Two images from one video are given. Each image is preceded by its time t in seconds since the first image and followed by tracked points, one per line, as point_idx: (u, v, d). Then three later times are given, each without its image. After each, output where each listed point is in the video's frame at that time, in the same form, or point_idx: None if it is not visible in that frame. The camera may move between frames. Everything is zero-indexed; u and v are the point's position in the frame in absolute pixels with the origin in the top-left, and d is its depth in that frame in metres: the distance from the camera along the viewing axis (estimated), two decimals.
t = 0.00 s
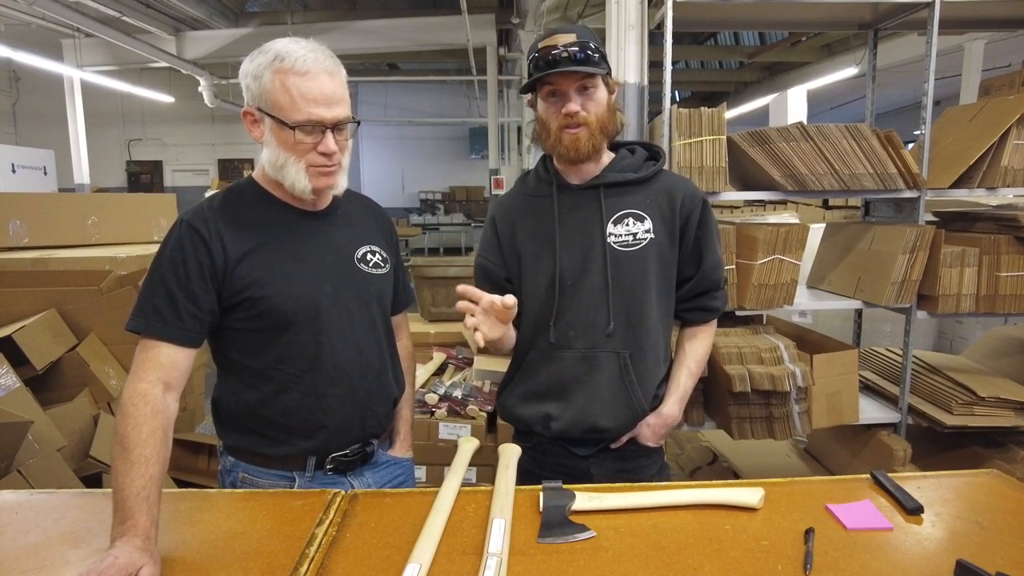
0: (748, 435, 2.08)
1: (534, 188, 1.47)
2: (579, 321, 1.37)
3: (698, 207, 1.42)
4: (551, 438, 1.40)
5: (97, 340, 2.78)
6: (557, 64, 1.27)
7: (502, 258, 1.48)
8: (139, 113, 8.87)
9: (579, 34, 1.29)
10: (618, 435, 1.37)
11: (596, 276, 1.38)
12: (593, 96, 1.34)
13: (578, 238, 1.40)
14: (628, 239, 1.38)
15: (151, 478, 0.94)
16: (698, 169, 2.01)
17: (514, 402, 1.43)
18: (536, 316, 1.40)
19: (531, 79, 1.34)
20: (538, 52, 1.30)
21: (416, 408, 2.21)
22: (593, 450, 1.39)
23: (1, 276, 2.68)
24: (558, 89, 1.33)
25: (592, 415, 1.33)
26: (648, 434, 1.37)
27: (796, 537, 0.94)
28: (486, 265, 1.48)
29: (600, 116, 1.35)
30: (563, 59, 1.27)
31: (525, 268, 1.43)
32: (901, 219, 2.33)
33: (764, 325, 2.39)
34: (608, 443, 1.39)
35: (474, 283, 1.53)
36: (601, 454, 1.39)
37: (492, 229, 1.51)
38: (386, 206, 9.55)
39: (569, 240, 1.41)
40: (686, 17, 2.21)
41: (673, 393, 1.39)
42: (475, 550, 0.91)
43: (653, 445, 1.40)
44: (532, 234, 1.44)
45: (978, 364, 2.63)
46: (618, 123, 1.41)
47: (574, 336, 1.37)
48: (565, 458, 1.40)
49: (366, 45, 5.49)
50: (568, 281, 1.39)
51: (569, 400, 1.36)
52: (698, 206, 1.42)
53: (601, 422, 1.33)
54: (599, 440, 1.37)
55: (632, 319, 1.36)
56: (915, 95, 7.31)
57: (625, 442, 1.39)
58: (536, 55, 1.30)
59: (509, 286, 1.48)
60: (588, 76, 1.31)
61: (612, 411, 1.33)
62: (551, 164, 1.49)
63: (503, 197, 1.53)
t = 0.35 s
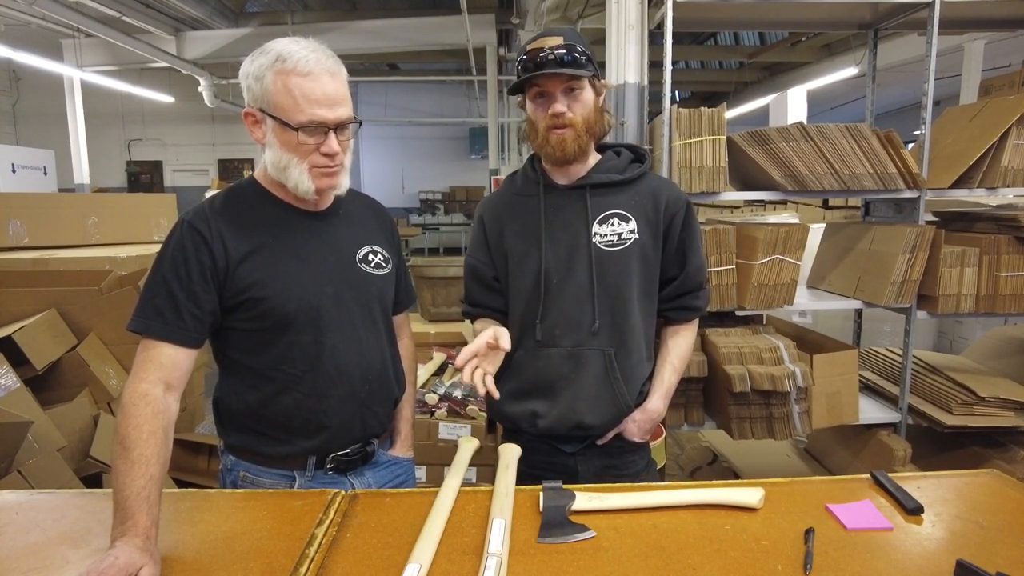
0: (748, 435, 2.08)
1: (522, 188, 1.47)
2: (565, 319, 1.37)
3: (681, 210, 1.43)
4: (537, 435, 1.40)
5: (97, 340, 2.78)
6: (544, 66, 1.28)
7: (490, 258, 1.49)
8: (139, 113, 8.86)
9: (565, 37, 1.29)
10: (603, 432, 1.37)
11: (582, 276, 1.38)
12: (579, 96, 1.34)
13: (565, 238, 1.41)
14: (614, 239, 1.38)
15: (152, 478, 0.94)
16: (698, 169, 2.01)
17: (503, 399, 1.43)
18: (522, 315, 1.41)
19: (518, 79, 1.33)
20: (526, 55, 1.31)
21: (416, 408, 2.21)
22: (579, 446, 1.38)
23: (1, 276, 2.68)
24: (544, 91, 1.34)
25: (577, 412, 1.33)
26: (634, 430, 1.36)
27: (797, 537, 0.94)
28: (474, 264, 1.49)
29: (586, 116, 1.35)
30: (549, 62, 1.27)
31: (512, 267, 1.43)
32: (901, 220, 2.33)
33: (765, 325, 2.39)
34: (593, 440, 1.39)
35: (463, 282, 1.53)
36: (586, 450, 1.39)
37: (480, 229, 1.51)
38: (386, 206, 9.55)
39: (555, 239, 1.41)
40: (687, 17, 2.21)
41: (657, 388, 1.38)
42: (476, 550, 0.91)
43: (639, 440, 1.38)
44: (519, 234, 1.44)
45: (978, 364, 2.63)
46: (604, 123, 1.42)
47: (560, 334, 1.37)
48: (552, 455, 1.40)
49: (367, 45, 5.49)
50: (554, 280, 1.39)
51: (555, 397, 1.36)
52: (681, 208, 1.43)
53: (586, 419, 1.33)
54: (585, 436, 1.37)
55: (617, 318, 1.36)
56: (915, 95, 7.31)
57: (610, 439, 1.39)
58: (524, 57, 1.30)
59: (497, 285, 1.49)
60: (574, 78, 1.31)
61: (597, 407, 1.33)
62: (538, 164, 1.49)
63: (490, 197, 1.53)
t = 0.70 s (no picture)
0: (748, 435, 2.08)
1: (518, 188, 1.48)
2: (564, 318, 1.37)
3: (675, 209, 1.44)
4: (537, 435, 1.39)
5: (97, 340, 2.78)
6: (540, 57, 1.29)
7: (489, 257, 1.46)
8: (139, 113, 8.86)
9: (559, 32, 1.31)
10: (603, 429, 1.37)
11: (580, 274, 1.38)
12: (576, 87, 1.35)
13: (563, 237, 1.41)
14: (611, 238, 1.38)
15: (152, 478, 0.94)
16: (698, 169, 2.01)
17: (503, 398, 1.43)
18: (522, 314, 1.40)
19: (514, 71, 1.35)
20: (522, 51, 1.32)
21: (416, 408, 2.21)
22: (579, 445, 1.38)
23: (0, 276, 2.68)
24: (542, 82, 1.34)
25: (578, 411, 1.33)
26: (631, 427, 1.37)
27: (796, 537, 0.94)
28: (473, 263, 1.46)
29: (584, 107, 1.36)
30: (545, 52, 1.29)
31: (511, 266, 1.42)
32: (901, 220, 2.34)
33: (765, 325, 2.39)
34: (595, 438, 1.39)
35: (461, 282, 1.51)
36: (585, 449, 1.39)
37: (478, 227, 1.49)
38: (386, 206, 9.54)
39: (554, 239, 1.41)
40: (686, 17, 2.21)
41: (652, 384, 1.38)
42: (476, 550, 0.91)
43: (636, 437, 1.39)
44: (518, 233, 1.43)
45: (978, 364, 2.63)
46: (598, 119, 1.43)
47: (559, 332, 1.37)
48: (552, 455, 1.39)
49: (367, 45, 5.49)
50: (553, 279, 1.39)
51: (555, 395, 1.35)
52: (675, 207, 1.44)
53: (587, 417, 1.33)
54: (584, 434, 1.37)
55: (616, 316, 1.36)
56: (915, 95, 7.31)
57: (610, 437, 1.39)
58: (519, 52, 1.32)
59: (498, 284, 1.46)
60: (570, 68, 1.33)
61: (597, 405, 1.33)
62: (534, 162, 1.49)
63: (487, 197, 1.52)
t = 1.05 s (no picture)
0: (748, 435, 2.08)
1: (516, 188, 1.47)
2: (562, 317, 1.37)
3: (670, 210, 1.44)
4: (535, 433, 1.39)
5: (96, 340, 2.78)
6: (549, 62, 1.28)
7: (487, 257, 1.47)
8: (139, 113, 8.86)
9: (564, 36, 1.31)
10: (602, 428, 1.36)
11: (578, 274, 1.38)
12: (581, 93, 1.35)
13: (560, 237, 1.41)
14: (608, 238, 1.38)
15: (152, 479, 0.94)
16: (699, 169, 2.01)
17: (502, 397, 1.43)
18: (519, 313, 1.40)
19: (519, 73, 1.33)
20: (527, 54, 1.30)
21: (416, 408, 2.21)
22: (578, 443, 1.38)
23: None
24: (548, 86, 1.33)
25: (578, 409, 1.32)
26: (629, 426, 1.37)
27: (796, 537, 0.94)
28: (472, 264, 1.47)
29: (588, 113, 1.37)
30: (555, 57, 1.28)
31: (509, 265, 1.42)
32: (901, 220, 2.34)
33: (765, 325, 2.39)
34: (596, 435, 1.38)
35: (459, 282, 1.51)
36: (584, 447, 1.38)
37: (476, 228, 1.49)
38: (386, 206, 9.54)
39: (552, 238, 1.41)
40: (687, 17, 2.21)
41: (649, 384, 1.38)
42: (476, 551, 0.91)
43: (634, 436, 1.39)
44: (516, 233, 1.43)
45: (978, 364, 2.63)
46: (598, 123, 1.43)
47: (557, 331, 1.36)
48: (551, 454, 1.40)
49: (367, 45, 5.49)
50: (550, 278, 1.39)
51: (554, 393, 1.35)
52: (671, 209, 1.44)
53: (585, 414, 1.32)
54: (583, 432, 1.37)
55: (613, 315, 1.36)
56: (915, 95, 7.30)
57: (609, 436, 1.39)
58: (524, 56, 1.31)
59: (495, 284, 1.47)
60: (578, 74, 1.33)
61: (595, 403, 1.33)
62: (530, 164, 1.49)
63: (485, 197, 1.52)
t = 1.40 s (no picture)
0: (748, 435, 2.08)
1: (512, 189, 1.48)
2: (557, 317, 1.37)
3: (666, 208, 1.43)
4: (532, 431, 1.40)
5: (96, 340, 2.78)
6: (570, 64, 1.28)
7: (484, 258, 1.47)
8: (139, 113, 8.86)
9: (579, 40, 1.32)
10: (597, 426, 1.36)
11: (572, 274, 1.38)
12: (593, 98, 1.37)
13: (555, 238, 1.41)
14: (603, 238, 1.38)
15: (152, 478, 0.94)
16: (698, 169, 2.01)
17: (498, 396, 1.43)
18: (516, 314, 1.40)
19: (536, 72, 1.32)
20: (546, 53, 1.30)
21: (416, 408, 2.21)
22: (573, 441, 1.38)
23: None
24: (569, 87, 1.33)
25: (573, 408, 1.32)
26: (625, 424, 1.35)
27: (797, 537, 0.94)
28: (469, 265, 1.47)
29: (597, 117, 1.39)
30: (579, 60, 1.28)
31: (505, 266, 1.42)
32: (901, 220, 2.34)
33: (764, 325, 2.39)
34: (591, 433, 1.38)
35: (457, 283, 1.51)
36: (581, 446, 1.38)
37: (473, 229, 1.50)
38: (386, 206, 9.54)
39: (546, 239, 1.41)
40: (687, 17, 2.21)
41: (647, 382, 1.37)
42: (476, 550, 0.91)
43: (631, 434, 1.38)
44: (511, 234, 1.43)
45: (978, 364, 2.63)
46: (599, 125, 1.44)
47: (552, 331, 1.37)
48: (550, 453, 1.40)
49: (367, 45, 5.49)
50: (545, 278, 1.39)
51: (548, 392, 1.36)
52: (667, 207, 1.44)
53: (580, 413, 1.32)
54: (579, 430, 1.37)
55: (608, 315, 1.36)
56: (915, 95, 7.31)
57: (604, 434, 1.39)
58: (544, 56, 1.30)
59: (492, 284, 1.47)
60: (595, 79, 1.34)
61: (590, 402, 1.33)
62: (528, 165, 1.50)
63: (482, 198, 1.52)
